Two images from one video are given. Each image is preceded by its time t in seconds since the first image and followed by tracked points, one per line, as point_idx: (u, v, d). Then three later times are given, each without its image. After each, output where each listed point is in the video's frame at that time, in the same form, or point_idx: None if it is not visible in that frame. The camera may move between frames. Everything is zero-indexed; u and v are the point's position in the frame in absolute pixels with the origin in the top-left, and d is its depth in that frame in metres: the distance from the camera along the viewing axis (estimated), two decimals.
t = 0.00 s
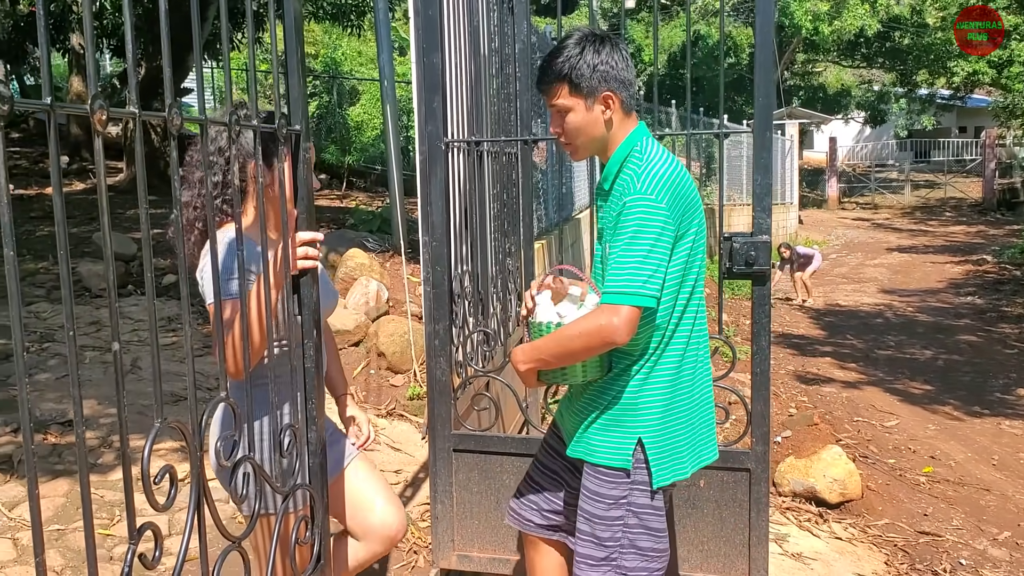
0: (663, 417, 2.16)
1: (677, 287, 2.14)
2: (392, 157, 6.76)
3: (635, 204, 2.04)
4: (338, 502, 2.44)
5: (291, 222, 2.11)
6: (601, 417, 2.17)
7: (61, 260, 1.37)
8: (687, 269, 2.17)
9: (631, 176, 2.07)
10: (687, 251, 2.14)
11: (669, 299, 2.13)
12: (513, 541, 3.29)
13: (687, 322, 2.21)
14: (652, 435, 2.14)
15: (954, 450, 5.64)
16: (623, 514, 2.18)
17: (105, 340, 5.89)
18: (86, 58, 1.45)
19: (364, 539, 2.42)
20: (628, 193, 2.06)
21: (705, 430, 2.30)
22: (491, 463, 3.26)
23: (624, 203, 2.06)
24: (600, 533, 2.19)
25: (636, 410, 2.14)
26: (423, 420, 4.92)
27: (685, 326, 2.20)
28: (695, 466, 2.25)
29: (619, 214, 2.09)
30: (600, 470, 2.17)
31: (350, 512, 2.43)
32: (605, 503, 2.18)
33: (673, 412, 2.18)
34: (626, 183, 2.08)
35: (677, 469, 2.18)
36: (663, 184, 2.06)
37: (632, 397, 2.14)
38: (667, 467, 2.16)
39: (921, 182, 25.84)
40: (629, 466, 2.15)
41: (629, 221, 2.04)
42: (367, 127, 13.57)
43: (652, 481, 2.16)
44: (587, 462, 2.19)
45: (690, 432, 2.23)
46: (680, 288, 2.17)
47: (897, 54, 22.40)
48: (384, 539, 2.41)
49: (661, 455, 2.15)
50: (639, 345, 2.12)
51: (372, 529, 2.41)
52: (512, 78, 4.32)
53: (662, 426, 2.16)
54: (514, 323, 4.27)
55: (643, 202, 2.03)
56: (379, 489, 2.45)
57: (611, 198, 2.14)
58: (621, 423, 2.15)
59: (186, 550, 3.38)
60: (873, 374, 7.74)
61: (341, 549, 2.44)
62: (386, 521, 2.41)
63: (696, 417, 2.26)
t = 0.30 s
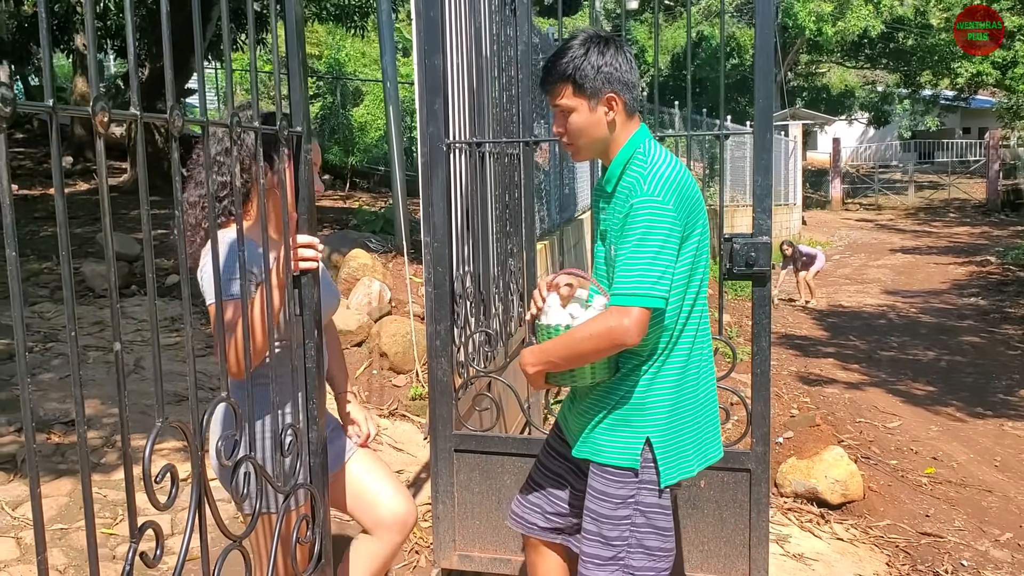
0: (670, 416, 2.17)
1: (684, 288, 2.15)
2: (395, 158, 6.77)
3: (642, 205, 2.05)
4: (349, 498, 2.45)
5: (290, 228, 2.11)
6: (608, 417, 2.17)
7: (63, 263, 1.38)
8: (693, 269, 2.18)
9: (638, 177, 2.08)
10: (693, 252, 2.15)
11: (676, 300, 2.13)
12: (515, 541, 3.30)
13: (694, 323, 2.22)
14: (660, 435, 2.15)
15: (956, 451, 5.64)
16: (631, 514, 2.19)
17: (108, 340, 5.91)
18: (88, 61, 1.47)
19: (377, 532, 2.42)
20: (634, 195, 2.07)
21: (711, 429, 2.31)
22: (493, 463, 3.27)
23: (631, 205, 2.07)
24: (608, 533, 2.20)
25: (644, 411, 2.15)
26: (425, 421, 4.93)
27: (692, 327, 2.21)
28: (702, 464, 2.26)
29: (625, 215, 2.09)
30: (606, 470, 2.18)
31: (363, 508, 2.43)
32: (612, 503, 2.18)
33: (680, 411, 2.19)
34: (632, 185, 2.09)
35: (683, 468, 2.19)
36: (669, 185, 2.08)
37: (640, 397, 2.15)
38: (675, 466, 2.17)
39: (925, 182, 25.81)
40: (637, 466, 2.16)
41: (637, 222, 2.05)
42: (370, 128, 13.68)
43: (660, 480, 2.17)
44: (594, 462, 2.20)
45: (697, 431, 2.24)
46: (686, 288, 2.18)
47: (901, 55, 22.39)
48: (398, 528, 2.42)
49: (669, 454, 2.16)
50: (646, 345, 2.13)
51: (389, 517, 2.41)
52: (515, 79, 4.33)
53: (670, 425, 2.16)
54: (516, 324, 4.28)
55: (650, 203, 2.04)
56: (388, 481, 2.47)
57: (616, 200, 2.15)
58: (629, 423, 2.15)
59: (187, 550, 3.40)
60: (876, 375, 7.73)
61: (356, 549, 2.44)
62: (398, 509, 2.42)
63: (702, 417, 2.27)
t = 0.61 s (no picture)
0: (677, 417, 2.18)
1: (692, 290, 2.15)
2: (400, 160, 6.78)
3: (654, 209, 2.05)
4: (357, 501, 2.46)
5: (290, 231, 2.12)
6: (614, 418, 2.17)
7: (67, 265, 1.39)
8: (701, 271, 2.18)
9: (647, 180, 2.08)
10: (702, 255, 2.16)
11: (686, 302, 2.14)
12: (518, 542, 3.31)
13: (700, 325, 2.23)
14: (666, 435, 2.16)
15: (961, 454, 5.63)
16: (636, 515, 2.19)
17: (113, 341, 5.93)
18: (92, 64, 1.48)
19: (385, 537, 2.41)
20: (645, 198, 2.07)
21: (711, 429, 2.32)
22: (496, 464, 3.27)
23: (642, 208, 2.07)
24: (612, 534, 2.20)
25: (651, 412, 2.15)
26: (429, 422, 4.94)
27: (697, 329, 2.22)
28: (704, 463, 2.28)
29: (635, 218, 2.09)
30: (611, 471, 2.18)
31: (369, 514, 2.44)
32: (617, 504, 2.18)
33: (686, 411, 2.20)
34: (642, 188, 2.09)
35: (688, 467, 2.21)
36: (680, 190, 2.09)
37: (646, 398, 2.15)
38: (680, 466, 2.18)
39: (930, 185, 25.76)
40: (643, 466, 2.16)
41: (648, 226, 2.05)
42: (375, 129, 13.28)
43: (666, 480, 2.18)
44: (599, 463, 2.20)
45: (700, 430, 2.26)
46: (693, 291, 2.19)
47: (906, 56, 22.37)
48: (405, 533, 2.42)
49: (674, 454, 2.17)
50: (655, 347, 2.13)
51: (395, 522, 2.42)
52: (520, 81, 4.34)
53: (676, 426, 2.18)
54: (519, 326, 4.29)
55: (662, 207, 2.05)
56: (395, 484, 2.47)
57: (623, 203, 2.14)
58: (635, 424, 2.16)
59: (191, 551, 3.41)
60: (880, 378, 7.71)
61: (364, 554, 2.43)
62: (405, 512, 2.43)
63: (703, 417, 2.28)
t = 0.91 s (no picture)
0: (680, 416, 2.19)
1: (699, 290, 2.16)
2: (404, 160, 6.79)
3: (664, 209, 2.05)
4: (362, 502, 2.47)
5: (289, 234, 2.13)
6: (618, 418, 2.18)
7: (70, 265, 1.40)
8: (707, 270, 2.18)
9: (657, 180, 2.08)
10: (709, 254, 2.16)
11: (692, 302, 2.14)
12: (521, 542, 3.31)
13: (703, 325, 2.24)
14: (670, 435, 2.17)
15: (966, 454, 5.61)
16: (639, 514, 2.20)
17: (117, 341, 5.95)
18: (95, 66, 1.49)
19: (391, 537, 2.42)
20: (654, 198, 2.07)
21: (711, 428, 2.34)
22: (499, 464, 3.28)
23: (651, 208, 2.07)
24: (615, 534, 2.20)
25: (655, 412, 2.16)
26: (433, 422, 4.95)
27: (700, 330, 2.22)
28: (704, 461, 2.29)
29: (643, 217, 2.09)
30: (615, 470, 2.18)
31: (373, 514, 2.45)
32: (621, 503, 2.18)
33: (689, 411, 2.21)
34: (651, 188, 2.08)
35: (690, 466, 2.22)
36: (690, 190, 2.09)
37: (650, 398, 2.16)
38: (684, 465, 2.19)
39: (935, 185, 25.70)
40: (647, 466, 2.17)
41: (658, 226, 2.05)
42: (380, 130, 13.60)
43: (670, 480, 2.19)
44: (601, 463, 2.20)
45: (701, 429, 2.27)
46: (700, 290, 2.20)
47: (911, 56, 22.33)
48: (411, 533, 2.43)
49: (678, 453, 2.18)
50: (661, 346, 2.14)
51: (399, 523, 2.43)
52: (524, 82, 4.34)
53: (680, 424, 2.18)
54: (523, 326, 4.29)
55: (672, 207, 2.05)
56: (401, 485, 2.49)
57: (628, 203, 2.14)
58: (640, 423, 2.16)
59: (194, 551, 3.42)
60: (885, 378, 7.70)
61: (369, 555, 2.43)
62: (412, 513, 2.44)
63: (704, 416, 2.30)
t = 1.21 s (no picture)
0: (685, 416, 2.20)
1: (704, 289, 2.17)
2: (408, 162, 6.80)
3: (672, 209, 2.06)
4: (373, 506, 2.48)
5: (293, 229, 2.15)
6: (623, 420, 2.18)
7: (75, 267, 1.41)
8: (712, 271, 2.19)
9: (664, 181, 2.09)
10: (715, 254, 2.17)
11: (697, 301, 2.15)
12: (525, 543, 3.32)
13: (706, 326, 2.25)
14: (676, 435, 2.17)
15: (971, 455, 5.60)
16: (645, 516, 2.20)
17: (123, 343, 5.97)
18: (101, 69, 1.50)
19: (400, 542, 2.42)
20: (661, 199, 2.08)
21: (712, 430, 2.35)
22: (504, 465, 3.28)
23: (658, 208, 2.07)
24: (621, 536, 2.20)
25: (660, 413, 2.16)
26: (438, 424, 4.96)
27: (703, 332, 2.24)
28: (707, 461, 2.30)
29: (649, 218, 2.09)
30: (620, 472, 2.18)
31: (385, 519, 2.45)
32: (627, 505, 2.18)
33: (693, 411, 2.22)
34: (657, 190, 2.09)
35: (695, 467, 2.22)
36: (695, 192, 2.10)
37: (655, 398, 2.17)
38: (690, 465, 2.20)
39: (940, 186, 25.66)
40: (653, 467, 2.17)
41: (666, 227, 2.06)
42: (384, 132, 13.64)
43: (676, 481, 2.19)
44: (606, 465, 2.20)
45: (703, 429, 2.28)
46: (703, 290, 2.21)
47: (916, 57, 22.32)
48: (421, 540, 2.42)
49: (683, 454, 2.19)
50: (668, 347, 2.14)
51: (409, 529, 2.42)
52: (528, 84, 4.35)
53: (685, 424, 2.19)
54: (527, 328, 4.30)
55: (680, 208, 2.06)
56: (412, 491, 2.49)
57: (632, 205, 2.14)
58: (646, 425, 2.16)
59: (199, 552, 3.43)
60: (890, 379, 7.68)
61: (377, 559, 2.42)
62: (423, 519, 2.44)
63: (705, 418, 2.31)
